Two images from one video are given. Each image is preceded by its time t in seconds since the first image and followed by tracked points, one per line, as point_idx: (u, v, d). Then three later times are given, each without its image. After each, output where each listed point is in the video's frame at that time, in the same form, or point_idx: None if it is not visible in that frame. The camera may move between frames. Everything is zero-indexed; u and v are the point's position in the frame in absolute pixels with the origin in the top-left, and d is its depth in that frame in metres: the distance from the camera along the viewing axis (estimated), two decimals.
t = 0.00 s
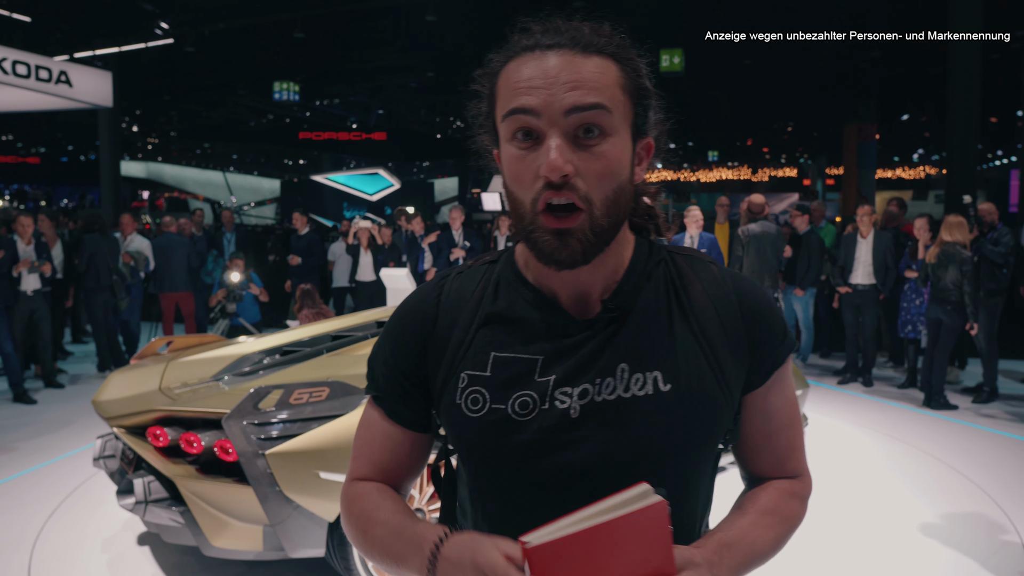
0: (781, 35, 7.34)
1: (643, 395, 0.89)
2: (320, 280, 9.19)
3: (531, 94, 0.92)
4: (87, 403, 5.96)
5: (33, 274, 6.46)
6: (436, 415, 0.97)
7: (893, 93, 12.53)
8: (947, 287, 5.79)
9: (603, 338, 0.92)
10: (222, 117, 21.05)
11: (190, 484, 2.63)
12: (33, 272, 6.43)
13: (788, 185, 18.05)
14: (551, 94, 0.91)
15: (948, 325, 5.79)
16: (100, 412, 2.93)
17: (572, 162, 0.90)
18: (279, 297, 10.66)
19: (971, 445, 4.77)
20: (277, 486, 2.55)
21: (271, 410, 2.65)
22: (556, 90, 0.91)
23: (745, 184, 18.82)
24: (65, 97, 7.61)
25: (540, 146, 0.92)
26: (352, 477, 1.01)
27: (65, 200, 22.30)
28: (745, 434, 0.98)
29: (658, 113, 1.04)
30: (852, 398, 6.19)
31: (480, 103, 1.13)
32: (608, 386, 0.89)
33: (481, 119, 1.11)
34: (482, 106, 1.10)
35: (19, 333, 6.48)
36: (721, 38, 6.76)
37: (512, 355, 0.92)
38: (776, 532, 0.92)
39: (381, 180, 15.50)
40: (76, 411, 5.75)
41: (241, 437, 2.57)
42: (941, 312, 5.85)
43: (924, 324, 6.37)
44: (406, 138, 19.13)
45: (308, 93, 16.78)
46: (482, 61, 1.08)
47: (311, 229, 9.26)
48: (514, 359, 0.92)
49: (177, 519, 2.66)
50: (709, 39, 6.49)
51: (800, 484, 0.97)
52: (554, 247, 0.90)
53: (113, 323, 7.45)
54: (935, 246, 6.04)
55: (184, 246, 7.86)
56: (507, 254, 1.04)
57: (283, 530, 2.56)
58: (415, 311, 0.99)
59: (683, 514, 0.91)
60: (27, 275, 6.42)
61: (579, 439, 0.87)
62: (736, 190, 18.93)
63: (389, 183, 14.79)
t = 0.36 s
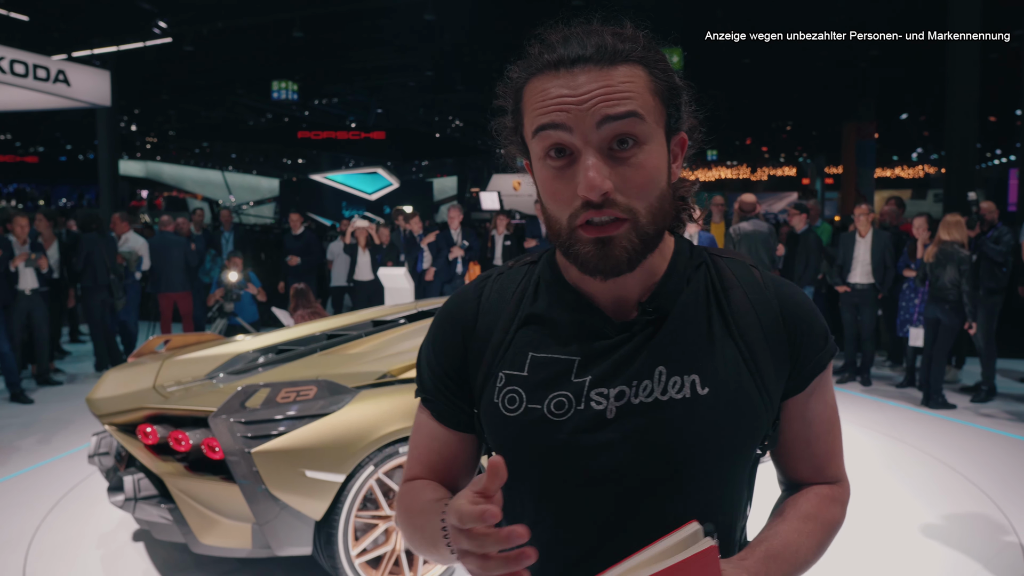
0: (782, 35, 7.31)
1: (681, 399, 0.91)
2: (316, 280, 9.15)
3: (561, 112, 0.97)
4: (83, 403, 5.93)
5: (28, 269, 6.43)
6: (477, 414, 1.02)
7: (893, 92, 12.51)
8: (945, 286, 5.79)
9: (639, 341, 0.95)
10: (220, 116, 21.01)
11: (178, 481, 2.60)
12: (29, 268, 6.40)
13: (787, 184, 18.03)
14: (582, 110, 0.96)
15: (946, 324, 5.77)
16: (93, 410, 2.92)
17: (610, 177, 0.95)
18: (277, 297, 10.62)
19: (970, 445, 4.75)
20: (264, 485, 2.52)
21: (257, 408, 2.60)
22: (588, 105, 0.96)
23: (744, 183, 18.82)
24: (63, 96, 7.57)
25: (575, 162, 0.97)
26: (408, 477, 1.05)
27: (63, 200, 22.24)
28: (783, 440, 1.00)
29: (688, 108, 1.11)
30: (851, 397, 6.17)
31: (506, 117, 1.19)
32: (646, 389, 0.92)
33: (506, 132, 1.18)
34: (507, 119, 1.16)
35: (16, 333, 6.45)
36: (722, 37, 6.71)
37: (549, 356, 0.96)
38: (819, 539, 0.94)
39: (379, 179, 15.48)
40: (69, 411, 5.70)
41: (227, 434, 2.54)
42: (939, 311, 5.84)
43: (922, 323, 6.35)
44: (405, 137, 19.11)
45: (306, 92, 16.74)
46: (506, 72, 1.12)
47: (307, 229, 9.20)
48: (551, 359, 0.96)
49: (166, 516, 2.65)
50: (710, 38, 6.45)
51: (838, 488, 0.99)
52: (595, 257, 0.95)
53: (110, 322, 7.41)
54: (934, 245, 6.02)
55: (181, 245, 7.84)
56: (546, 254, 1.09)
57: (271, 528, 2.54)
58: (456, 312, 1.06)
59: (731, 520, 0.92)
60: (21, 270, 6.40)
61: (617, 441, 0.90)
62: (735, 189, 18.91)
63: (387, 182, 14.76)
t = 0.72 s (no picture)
0: (783, 36, 7.29)
1: (694, 401, 0.92)
2: (314, 281, 9.14)
3: (584, 111, 0.96)
4: (81, 403, 5.92)
5: (28, 261, 6.51)
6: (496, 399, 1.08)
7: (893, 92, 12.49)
8: (944, 286, 5.78)
9: (657, 339, 0.97)
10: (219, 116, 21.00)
11: (168, 479, 2.59)
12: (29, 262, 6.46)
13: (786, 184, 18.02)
14: (603, 108, 0.96)
15: (944, 324, 5.76)
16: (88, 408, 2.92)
17: (635, 174, 0.94)
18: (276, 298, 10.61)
19: (970, 445, 4.74)
20: (251, 483, 2.50)
21: (244, 407, 2.59)
22: (609, 103, 0.95)
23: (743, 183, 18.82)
24: (62, 95, 7.55)
25: (598, 161, 0.97)
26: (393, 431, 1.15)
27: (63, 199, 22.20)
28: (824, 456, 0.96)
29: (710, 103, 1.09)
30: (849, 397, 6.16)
31: (528, 119, 1.20)
32: (659, 390, 0.94)
33: (529, 133, 1.19)
34: (529, 119, 1.18)
35: (14, 333, 6.43)
36: (721, 37, 6.68)
37: (567, 349, 1.01)
38: (883, 548, 0.91)
39: (378, 178, 15.46)
40: (66, 412, 5.69)
41: (214, 432, 2.52)
42: (938, 311, 5.82)
43: (919, 323, 6.33)
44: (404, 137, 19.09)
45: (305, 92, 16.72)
46: (528, 74, 1.13)
47: (307, 229, 9.18)
48: (568, 354, 1.01)
49: (156, 514, 2.64)
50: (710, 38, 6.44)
51: (893, 506, 0.96)
52: (623, 250, 0.95)
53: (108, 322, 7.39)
54: (932, 245, 6.01)
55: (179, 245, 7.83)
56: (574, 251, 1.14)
57: (258, 527, 2.53)
58: (486, 302, 1.15)
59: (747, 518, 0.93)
60: (22, 262, 6.46)
61: (627, 436, 0.93)
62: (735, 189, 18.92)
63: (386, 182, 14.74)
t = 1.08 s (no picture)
0: (783, 35, 7.21)
1: (697, 402, 0.93)
2: (315, 280, 9.15)
3: (590, 111, 0.96)
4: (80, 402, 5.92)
5: (26, 258, 6.52)
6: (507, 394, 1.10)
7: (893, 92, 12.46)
8: (944, 285, 5.77)
9: (662, 339, 0.97)
10: (219, 115, 20.98)
11: (159, 475, 2.61)
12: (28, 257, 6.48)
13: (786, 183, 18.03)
14: (608, 109, 0.95)
15: (944, 323, 5.77)
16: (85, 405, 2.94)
17: (639, 175, 0.94)
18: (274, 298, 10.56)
19: (968, 444, 4.74)
20: (239, 480, 2.50)
21: (233, 405, 2.58)
22: (616, 104, 0.95)
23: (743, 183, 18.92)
24: (62, 95, 7.54)
25: (603, 161, 0.97)
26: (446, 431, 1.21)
27: (63, 199, 22.21)
28: (831, 462, 0.96)
29: (722, 102, 1.07)
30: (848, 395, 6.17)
31: (540, 117, 1.19)
32: (662, 390, 0.95)
33: (542, 132, 1.18)
34: (541, 118, 1.17)
35: (12, 333, 6.43)
36: (721, 38, 6.61)
37: (571, 348, 1.03)
38: (885, 560, 0.91)
39: (378, 178, 15.48)
40: (64, 411, 5.68)
41: (202, 429, 2.52)
42: (938, 310, 5.82)
43: (921, 323, 6.30)
44: (404, 136, 19.09)
45: (305, 92, 16.71)
46: (539, 72, 1.12)
47: (310, 228, 9.18)
48: (573, 351, 1.02)
49: (148, 510, 2.64)
50: (709, 38, 6.34)
51: (905, 516, 0.95)
52: (627, 253, 0.95)
53: (107, 321, 7.39)
54: (930, 245, 6.00)
55: (178, 244, 7.82)
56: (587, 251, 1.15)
57: (247, 524, 2.52)
58: (500, 298, 1.17)
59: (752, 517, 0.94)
60: (19, 259, 6.47)
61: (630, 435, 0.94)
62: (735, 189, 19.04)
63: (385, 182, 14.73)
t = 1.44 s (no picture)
0: (782, 35, 7.20)
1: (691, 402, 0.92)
2: (315, 279, 9.15)
3: (578, 115, 0.96)
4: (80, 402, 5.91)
5: (23, 256, 6.50)
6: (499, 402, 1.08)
7: (893, 92, 12.47)
8: (944, 285, 5.76)
9: (655, 340, 0.96)
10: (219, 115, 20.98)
11: (152, 472, 2.63)
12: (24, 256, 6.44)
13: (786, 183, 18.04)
14: (598, 111, 0.95)
15: (944, 323, 5.77)
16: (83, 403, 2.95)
17: (627, 180, 0.94)
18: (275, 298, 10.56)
19: (968, 445, 4.73)
20: (230, 479, 2.53)
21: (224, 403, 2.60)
22: (603, 108, 0.95)
23: (744, 183, 18.94)
24: (62, 95, 7.54)
25: (592, 164, 0.97)
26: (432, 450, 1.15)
27: (64, 199, 22.21)
28: (820, 457, 0.95)
29: (711, 101, 1.07)
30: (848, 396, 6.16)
31: (528, 117, 1.19)
32: (655, 391, 0.93)
33: (530, 132, 1.18)
34: (530, 118, 1.16)
35: (12, 333, 6.43)
36: (721, 38, 6.62)
37: (564, 350, 1.01)
38: (874, 554, 0.90)
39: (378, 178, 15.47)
40: (60, 412, 5.65)
41: (193, 427, 2.54)
42: (937, 310, 5.82)
43: (920, 323, 6.30)
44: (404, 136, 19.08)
45: (305, 92, 16.71)
46: (527, 71, 1.12)
47: (311, 229, 9.15)
48: (566, 354, 1.00)
49: (142, 506, 2.68)
50: (710, 38, 6.34)
51: (891, 510, 0.94)
52: (614, 256, 0.95)
53: (107, 320, 7.38)
54: (930, 244, 6.00)
55: (178, 244, 7.83)
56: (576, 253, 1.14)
57: (238, 521, 2.55)
58: (487, 303, 1.15)
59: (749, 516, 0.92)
60: (16, 258, 6.44)
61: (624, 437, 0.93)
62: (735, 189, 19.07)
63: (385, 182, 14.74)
